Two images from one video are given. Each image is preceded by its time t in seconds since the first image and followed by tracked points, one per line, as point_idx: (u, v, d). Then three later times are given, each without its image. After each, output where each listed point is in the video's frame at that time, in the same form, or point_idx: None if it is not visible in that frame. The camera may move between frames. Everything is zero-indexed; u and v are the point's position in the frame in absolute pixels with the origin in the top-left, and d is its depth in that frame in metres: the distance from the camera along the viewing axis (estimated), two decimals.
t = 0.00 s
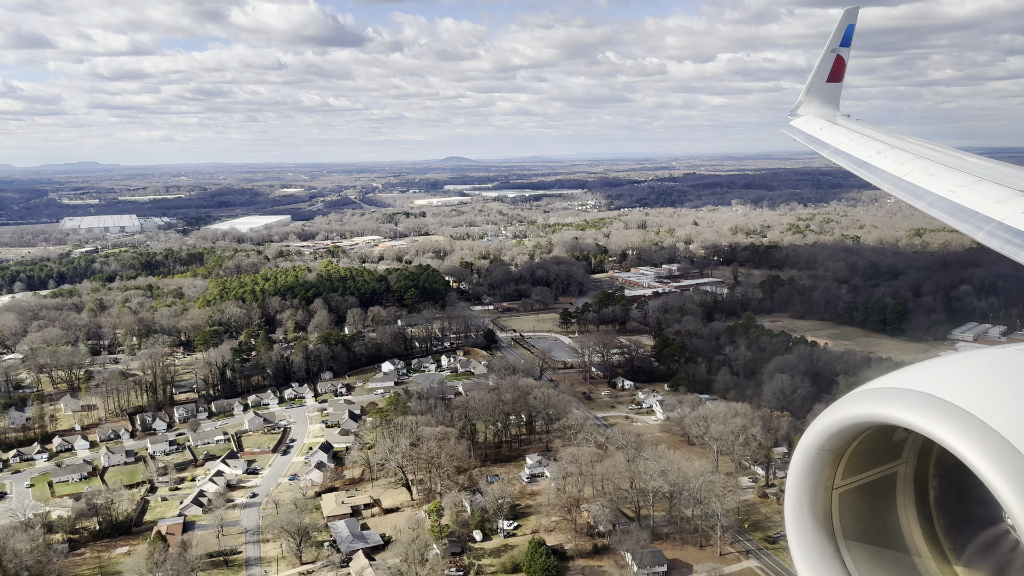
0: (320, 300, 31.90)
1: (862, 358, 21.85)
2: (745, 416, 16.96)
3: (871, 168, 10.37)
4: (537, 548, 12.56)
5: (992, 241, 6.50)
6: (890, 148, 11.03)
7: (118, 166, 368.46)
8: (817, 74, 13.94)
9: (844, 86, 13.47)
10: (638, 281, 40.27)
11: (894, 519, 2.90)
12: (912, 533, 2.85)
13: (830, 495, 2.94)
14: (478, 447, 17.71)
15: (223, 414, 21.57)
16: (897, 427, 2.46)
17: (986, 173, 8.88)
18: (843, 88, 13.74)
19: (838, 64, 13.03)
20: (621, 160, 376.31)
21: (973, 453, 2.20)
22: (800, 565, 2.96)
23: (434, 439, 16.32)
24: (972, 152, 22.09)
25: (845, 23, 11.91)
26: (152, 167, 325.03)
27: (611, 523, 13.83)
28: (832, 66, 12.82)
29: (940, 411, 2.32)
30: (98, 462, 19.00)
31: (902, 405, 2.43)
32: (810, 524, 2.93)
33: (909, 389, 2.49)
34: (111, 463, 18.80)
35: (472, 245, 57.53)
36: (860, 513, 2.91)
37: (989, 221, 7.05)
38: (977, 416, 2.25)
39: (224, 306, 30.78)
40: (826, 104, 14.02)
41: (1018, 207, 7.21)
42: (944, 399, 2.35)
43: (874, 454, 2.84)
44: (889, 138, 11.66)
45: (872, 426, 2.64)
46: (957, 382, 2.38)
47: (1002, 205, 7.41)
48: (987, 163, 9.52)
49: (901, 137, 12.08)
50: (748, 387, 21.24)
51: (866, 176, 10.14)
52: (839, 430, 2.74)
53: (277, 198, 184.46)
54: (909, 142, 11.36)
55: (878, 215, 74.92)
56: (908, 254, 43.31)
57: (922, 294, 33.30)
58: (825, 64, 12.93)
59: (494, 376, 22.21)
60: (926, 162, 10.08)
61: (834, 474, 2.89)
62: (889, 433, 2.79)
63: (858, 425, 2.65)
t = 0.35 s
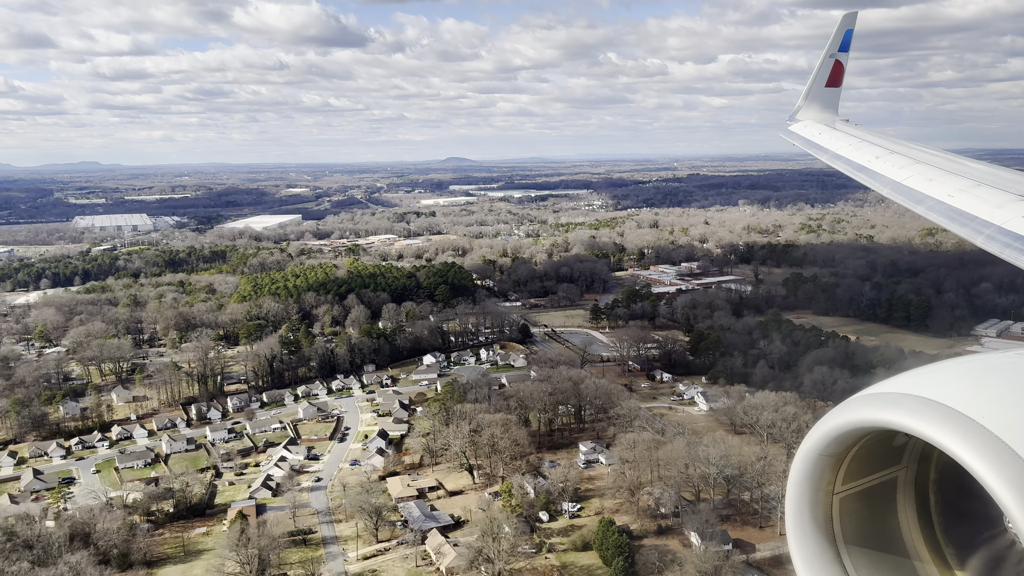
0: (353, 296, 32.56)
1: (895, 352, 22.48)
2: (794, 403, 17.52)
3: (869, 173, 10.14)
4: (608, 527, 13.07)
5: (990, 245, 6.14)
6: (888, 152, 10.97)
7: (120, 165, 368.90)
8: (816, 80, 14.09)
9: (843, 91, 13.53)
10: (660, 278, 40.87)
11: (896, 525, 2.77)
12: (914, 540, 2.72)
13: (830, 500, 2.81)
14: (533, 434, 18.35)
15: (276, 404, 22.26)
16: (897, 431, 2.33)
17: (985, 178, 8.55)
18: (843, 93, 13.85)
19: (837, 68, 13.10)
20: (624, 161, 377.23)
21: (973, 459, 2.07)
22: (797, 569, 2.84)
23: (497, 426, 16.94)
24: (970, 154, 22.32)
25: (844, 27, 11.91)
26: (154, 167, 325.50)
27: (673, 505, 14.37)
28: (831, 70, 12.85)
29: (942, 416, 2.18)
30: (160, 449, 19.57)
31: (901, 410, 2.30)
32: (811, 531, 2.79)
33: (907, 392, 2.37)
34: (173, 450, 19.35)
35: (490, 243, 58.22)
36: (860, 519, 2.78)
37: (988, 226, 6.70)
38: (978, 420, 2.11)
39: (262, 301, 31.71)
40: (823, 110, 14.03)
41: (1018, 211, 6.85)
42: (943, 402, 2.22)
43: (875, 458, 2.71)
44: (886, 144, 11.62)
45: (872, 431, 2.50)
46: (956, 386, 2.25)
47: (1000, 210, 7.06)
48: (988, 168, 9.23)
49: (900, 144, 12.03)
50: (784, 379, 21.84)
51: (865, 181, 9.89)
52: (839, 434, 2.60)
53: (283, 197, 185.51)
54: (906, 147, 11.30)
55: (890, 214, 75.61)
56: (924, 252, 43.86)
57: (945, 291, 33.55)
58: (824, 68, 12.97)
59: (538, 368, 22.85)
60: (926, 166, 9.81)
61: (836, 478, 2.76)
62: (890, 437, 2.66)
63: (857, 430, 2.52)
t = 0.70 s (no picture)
0: (387, 289, 33.25)
1: (929, 344, 23.08)
2: (842, 389, 18.13)
3: (869, 174, 10.38)
4: (676, 505, 13.68)
5: (990, 247, 6.41)
6: (887, 155, 11.13)
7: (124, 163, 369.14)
8: (814, 80, 14.29)
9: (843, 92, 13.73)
10: (682, 273, 41.46)
11: (897, 529, 2.84)
12: (914, 543, 2.79)
13: (831, 504, 2.88)
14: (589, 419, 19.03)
15: (329, 391, 23.03)
16: (896, 436, 2.42)
17: (982, 179, 8.87)
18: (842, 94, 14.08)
19: (837, 70, 13.30)
20: (627, 159, 377.55)
21: (974, 462, 2.16)
22: (797, 568, 2.92)
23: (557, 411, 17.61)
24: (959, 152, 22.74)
25: (843, 32, 11.97)
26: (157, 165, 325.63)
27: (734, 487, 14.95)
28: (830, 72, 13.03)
29: (945, 422, 2.26)
30: (222, 433, 20.27)
31: (902, 414, 2.38)
32: (812, 534, 2.86)
33: (907, 397, 2.45)
34: (235, 434, 20.03)
35: (510, 239, 58.83)
36: (860, 522, 2.85)
37: (988, 229, 6.96)
38: (978, 424, 2.20)
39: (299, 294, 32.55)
40: (823, 112, 14.25)
41: (1016, 215, 7.11)
42: (944, 407, 2.31)
43: (875, 463, 2.78)
44: (884, 146, 11.78)
45: (873, 435, 2.58)
46: (955, 391, 2.34)
47: (999, 213, 7.32)
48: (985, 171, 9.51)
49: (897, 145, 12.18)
50: (820, 369, 22.46)
51: (865, 182, 10.12)
52: (838, 440, 2.68)
53: (290, 194, 186.04)
54: (903, 150, 11.45)
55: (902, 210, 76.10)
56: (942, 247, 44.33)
57: (969, 284, 33.72)
58: (824, 70, 13.16)
59: (582, 357, 23.54)
60: (925, 169, 10.06)
61: (835, 482, 2.83)
62: (891, 442, 2.73)
63: (858, 434, 2.59)
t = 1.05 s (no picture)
0: (418, 283, 33.87)
1: (959, 336, 23.54)
2: (884, 377, 18.66)
3: (869, 176, 10.49)
4: (735, 487, 14.20)
5: (990, 248, 6.41)
6: (886, 155, 11.38)
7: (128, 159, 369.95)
8: (814, 83, 14.85)
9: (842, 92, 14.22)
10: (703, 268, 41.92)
11: (897, 531, 2.75)
12: (915, 545, 2.70)
13: (833, 505, 2.80)
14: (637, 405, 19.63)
15: (375, 379, 23.73)
16: (898, 437, 2.34)
17: (982, 181, 8.89)
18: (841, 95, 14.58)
19: (836, 70, 13.88)
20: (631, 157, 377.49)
21: (977, 464, 2.08)
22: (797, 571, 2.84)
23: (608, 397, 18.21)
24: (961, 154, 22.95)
25: (843, 31, 12.45)
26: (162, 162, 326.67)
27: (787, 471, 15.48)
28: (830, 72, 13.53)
29: (948, 423, 2.18)
30: (276, 419, 20.92)
31: (904, 415, 2.30)
32: (813, 536, 2.78)
33: (908, 398, 2.37)
34: (289, 419, 20.71)
35: (528, 235, 59.40)
36: (863, 525, 2.76)
37: (988, 229, 6.98)
38: (978, 426, 2.13)
39: (332, 286, 33.29)
40: (823, 114, 14.66)
41: (1017, 215, 7.12)
42: (947, 408, 2.23)
43: (877, 464, 2.70)
44: (882, 147, 12.06)
45: (876, 436, 2.50)
46: (957, 391, 2.26)
47: (999, 214, 7.34)
48: (985, 172, 9.52)
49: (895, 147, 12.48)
50: (853, 360, 22.94)
51: (866, 184, 10.22)
52: (838, 441, 2.61)
53: (296, 191, 186.54)
54: (902, 150, 11.71)
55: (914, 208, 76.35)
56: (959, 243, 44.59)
57: (990, 279, 33.69)
58: (824, 70, 13.69)
59: (620, 347, 24.16)
60: (925, 171, 10.15)
61: (836, 483, 2.76)
62: (891, 443, 2.65)
63: (858, 434, 2.52)
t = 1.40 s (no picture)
0: (448, 276, 34.48)
1: (989, 328, 24.01)
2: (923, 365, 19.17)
3: (868, 171, 10.18)
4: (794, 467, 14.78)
5: (989, 243, 6.19)
6: (887, 151, 10.88)
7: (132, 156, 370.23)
8: (813, 78, 14.20)
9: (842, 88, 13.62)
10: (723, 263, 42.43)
11: (896, 525, 2.94)
12: (914, 539, 2.90)
13: (832, 501, 2.97)
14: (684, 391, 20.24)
15: (419, 368, 24.41)
16: (897, 432, 2.51)
17: (982, 175, 8.58)
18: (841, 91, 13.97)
19: (836, 65, 13.25)
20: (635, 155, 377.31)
21: (973, 458, 2.24)
22: (797, 565, 2.99)
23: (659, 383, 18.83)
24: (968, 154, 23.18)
25: (844, 22, 12.04)
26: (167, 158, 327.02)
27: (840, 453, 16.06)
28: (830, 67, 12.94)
29: (947, 419, 2.34)
30: (329, 405, 21.58)
31: (905, 412, 2.47)
32: (812, 531, 2.95)
33: (909, 396, 2.53)
34: (343, 406, 21.38)
35: (546, 231, 59.92)
36: (860, 519, 2.94)
37: (986, 226, 6.74)
38: (979, 421, 2.28)
39: (366, 279, 33.99)
40: (823, 108, 14.02)
41: (1017, 210, 6.87)
42: (947, 404, 2.39)
43: (875, 459, 2.89)
44: (883, 143, 11.51)
45: (874, 432, 2.67)
46: (959, 388, 2.42)
47: (999, 209, 7.07)
48: (985, 166, 9.19)
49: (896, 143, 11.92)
50: (885, 351, 23.42)
51: (863, 179, 9.91)
52: (838, 437, 2.77)
53: (302, 187, 186.72)
54: (904, 146, 11.16)
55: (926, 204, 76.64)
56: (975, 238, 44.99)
57: (1011, 274, 33.64)
58: (824, 64, 13.10)
59: (658, 338, 24.74)
60: (923, 165, 9.84)
61: (835, 480, 2.93)
62: (890, 439, 2.83)
63: (858, 430, 2.68)
